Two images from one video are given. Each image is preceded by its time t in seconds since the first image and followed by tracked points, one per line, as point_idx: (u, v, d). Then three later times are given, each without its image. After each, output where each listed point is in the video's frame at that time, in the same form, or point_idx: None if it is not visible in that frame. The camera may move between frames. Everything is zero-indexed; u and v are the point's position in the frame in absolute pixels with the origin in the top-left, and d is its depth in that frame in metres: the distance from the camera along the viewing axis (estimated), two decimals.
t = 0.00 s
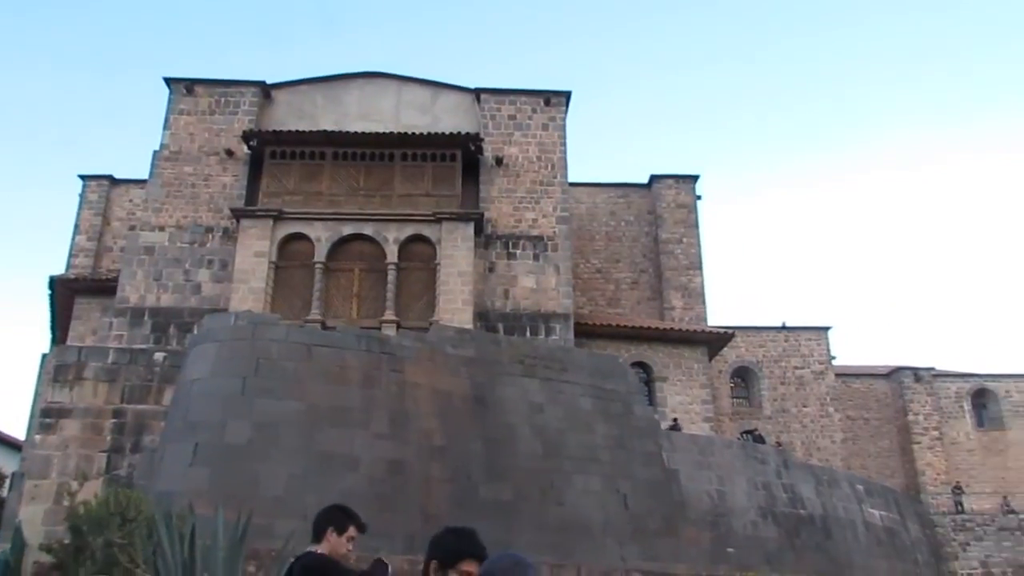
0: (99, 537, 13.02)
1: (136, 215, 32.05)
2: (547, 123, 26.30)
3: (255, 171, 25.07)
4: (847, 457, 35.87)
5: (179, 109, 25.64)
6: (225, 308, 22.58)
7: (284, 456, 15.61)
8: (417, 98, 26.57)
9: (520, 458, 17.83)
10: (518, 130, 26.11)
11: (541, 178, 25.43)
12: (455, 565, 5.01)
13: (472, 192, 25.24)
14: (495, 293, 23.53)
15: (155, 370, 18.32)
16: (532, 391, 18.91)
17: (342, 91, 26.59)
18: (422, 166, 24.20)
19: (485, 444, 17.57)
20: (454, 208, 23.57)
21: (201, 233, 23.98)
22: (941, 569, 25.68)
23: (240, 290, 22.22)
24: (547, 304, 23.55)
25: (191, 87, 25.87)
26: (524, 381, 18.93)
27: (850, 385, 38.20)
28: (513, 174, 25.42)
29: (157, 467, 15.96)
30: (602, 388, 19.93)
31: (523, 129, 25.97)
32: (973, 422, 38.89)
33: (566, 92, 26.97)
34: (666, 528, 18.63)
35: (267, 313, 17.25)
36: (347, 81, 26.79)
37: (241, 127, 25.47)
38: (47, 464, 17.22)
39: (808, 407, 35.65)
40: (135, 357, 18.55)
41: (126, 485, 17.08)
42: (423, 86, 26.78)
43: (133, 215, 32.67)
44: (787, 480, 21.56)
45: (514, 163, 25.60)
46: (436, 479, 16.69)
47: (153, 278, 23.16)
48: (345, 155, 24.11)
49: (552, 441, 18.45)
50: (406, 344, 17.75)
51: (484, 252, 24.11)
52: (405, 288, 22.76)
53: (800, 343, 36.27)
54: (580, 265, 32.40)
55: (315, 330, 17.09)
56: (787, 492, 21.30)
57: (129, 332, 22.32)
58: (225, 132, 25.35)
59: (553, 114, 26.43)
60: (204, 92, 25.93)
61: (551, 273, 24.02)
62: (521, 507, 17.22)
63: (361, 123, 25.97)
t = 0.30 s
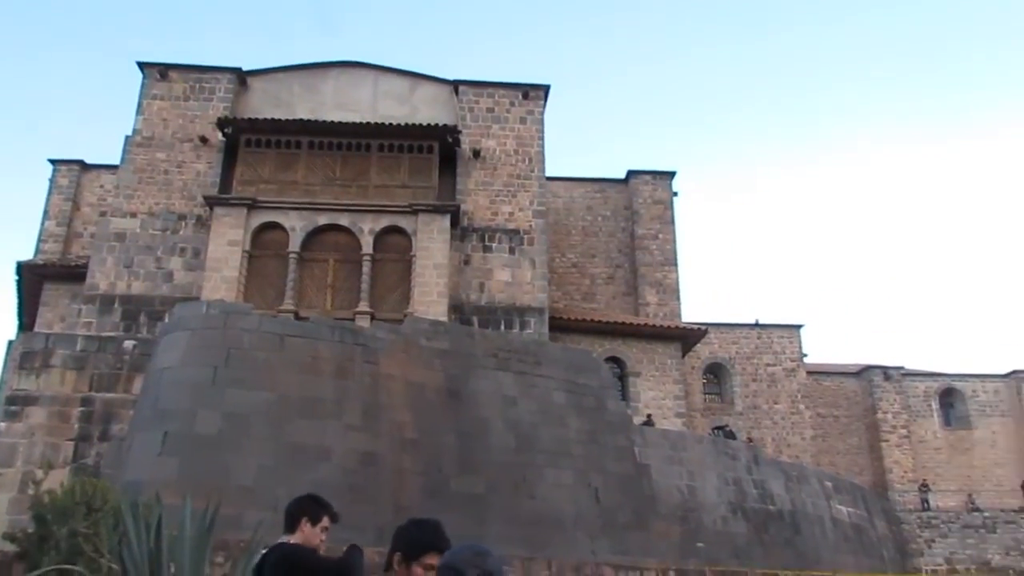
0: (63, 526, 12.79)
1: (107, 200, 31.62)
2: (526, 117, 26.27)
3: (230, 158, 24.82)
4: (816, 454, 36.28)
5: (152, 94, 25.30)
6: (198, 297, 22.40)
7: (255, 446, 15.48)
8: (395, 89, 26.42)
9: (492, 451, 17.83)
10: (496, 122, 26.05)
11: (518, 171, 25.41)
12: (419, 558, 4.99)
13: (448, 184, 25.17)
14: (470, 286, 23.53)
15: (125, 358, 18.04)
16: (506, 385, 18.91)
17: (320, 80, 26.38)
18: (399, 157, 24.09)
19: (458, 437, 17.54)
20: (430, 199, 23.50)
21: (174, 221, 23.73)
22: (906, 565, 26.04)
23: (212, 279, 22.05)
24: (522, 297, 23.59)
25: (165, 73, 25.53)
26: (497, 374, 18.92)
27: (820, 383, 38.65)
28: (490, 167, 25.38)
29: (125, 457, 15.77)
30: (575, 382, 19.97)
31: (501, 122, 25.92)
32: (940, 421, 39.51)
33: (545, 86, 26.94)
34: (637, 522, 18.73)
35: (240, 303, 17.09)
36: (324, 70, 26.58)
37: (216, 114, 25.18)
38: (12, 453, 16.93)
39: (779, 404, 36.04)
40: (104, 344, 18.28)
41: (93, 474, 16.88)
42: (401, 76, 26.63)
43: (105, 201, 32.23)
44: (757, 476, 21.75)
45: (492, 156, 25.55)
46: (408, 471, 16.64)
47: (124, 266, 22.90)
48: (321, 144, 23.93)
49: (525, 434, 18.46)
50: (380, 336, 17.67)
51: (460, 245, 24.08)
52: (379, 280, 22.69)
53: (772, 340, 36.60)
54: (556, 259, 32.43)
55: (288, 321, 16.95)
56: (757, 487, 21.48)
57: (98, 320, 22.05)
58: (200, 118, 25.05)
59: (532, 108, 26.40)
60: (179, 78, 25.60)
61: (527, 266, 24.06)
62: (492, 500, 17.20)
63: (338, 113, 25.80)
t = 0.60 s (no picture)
0: (28, 520, 12.36)
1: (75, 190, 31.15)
2: (501, 110, 26.21)
3: (201, 148, 24.54)
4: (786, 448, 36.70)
5: (122, 82, 24.91)
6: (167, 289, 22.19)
7: (225, 438, 15.34)
8: (370, 80, 26.25)
9: (465, 444, 17.82)
10: (471, 115, 25.97)
11: (493, 164, 25.37)
12: (382, 553, 4.97)
13: (423, 177, 25.08)
14: (444, 279, 23.50)
15: (92, 350, 17.75)
16: (479, 378, 18.89)
17: (294, 71, 26.15)
18: (373, 149, 23.95)
19: (431, 430, 17.49)
20: (404, 192, 23.40)
21: (144, 211, 23.45)
22: (873, 558, 26.41)
23: (183, 270, 21.84)
24: (496, 291, 23.61)
25: (135, 60, 25.15)
26: (470, 367, 18.90)
27: (791, 378, 39.10)
28: (465, 160, 25.31)
29: (92, 449, 15.55)
30: (548, 376, 19.99)
31: (476, 115, 25.85)
32: (907, 416, 40.09)
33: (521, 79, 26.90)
34: (609, 515, 18.81)
35: (210, 295, 16.92)
36: (298, 60, 26.34)
37: (188, 103, 24.87)
38: None
39: (750, 399, 36.30)
40: (71, 336, 17.90)
41: (59, 468, 16.63)
42: (377, 68, 26.46)
43: (72, 190, 31.75)
44: (727, 470, 21.91)
45: (467, 149, 25.49)
46: (380, 465, 16.58)
47: (92, 256, 22.61)
48: (294, 135, 23.73)
49: (498, 428, 18.47)
50: (352, 329, 17.58)
51: (435, 238, 24.02)
52: (353, 272, 22.60)
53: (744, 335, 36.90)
54: (530, 253, 32.46)
55: (260, 313, 16.82)
56: (727, 481, 21.66)
57: (65, 311, 21.75)
58: (171, 107, 24.73)
59: (507, 101, 26.34)
60: (149, 66, 25.25)
61: (501, 260, 24.07)
62: (464, 493, 17.17)
63: (312, 104, 25.59)
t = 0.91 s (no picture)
0: None
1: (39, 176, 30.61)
2: (475, 103, 26.15)
3: (170, 136, 24.22)
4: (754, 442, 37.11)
5: (89, 67, 24.49)
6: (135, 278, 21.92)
7: (193, 430, 15.18)
8: (344, 70, 26.06)
9: (436, 437, 17.79)
10: (445, 107, 25.88)
11: (466, 157, 25.31)
12: (343, 546, 4.95)
13: (396, 169, 24.96)
14: (416, 272, 23.44)
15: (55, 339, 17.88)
16: (449, 371, 18.86)
17: (266, 59, 25.89)
18: (345, 140, 23.78)
19: (401, 423, 17.43)
20: (377, 183, 23.27)
21: (111, 199, 23.13)
22: (838, 551, 26.79)
23: (151, 259, 21.57)
24: (468, 284, 23.61)
25: (103, 45, 24.74)
26: (441, 360, 18.87)
27: (760, 373, 39.57)
28: (438, 152, 25.23)
29: (55, 441, 15.30)
30: (519, 369, 20.00)
31: (449, 107, 25.76)
32: (873, 411, 40.70)
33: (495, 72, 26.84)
34: (578, 509, 18.89)
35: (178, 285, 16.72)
36: (271, 48, 26.07)
37: (157, 90, 24.52)
38: None
39: (720, 393, 36.61)
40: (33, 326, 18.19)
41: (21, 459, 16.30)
42: (350, 58, 26.27)
43: (37, 176, 31.20)
44: (696, 464, 22.09)
45: (440, 141, 25.40)
46: (351, 457, 16.51)
47: (58, 244, 22.25)
48: (266, 125, 23.50)
49: (469, 421, 18.47)
50: (323, 321, 17.46)
51: (407, 230, 23.94)
52: (324, 264, 22.44)
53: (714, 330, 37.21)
54: (502, 246, 32.47)
55: (229, 304, 16.66)
56: (696, 475, 21.84)
57: (29, 299, 21.29)
58: (140, 94, 24.37)
59: (481, 94, 26.28)
60: (117, 51, 24.85)
61: (473, 253, 24.07)
62: (434, 486, 17.15)
63: (284, 93, 25.35)
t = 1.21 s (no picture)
0: None
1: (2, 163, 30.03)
2: (448, 95, 26.04)
3: (138, 125, 23.87)
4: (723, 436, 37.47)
5: (55, 53, 24.04)
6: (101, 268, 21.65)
7: (160, 423, 14.98)
8: (316, 61, 25.82)
9: (407, 430, 17.72)
10: (418, 99, 25.75)
11: (439, 150, 25.22)
12: (306, 538, 4.92)
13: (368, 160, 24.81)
14: (387, 264, 23.35)
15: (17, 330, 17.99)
16: (421, 364, 18.77)
17: (237, 48, 25.58)
18: (317, 130, 23.56)
19: (372, 416, 17.34)
20: (348, 175, 23.10)
21: (76, 188, 22.79)
22: (803, 543, 27.15)
23: (118, 249, 21.29)
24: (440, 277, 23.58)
25: (69, 31, 24.28)
26: (413, 353, 18.78)
27: (730, 367, 40.01)
28: (411, 144, 25.11)
29: (18, 433, 15.01)
30: (491, 363, 19.98)
31: (423, 99, 25.64)
32: (841, 405, 41.24)
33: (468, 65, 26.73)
34: (549, 502, 18.94)
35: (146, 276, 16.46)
36: (241, 37, 25.76)
37: (124, 78, 24.14)
38: None
39: (689, 387, 36.92)
40: None
41: None
42: (322, 48, 26.03)
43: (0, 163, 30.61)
44: (665, 457, 22.25)
45: (413, 133, 25.28)
46: (321, 450, 16.40)
47: (22, 234, 21.92)
48: (236, 115, 23.22)
49: (440, 414, 18.42)
50: (293, 313, 17.30)
51: (379, 223, 23.82)
52: (295, 256, 22.26)
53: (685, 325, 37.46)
54: (475, 239, 32.41)
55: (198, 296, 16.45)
56: (665, 468, 21.99)
57: None
58: (107, 82, 23.98)
59: (455, 86, 26.18)
60: (84, 38, 24.42)
61: (445, 246, 24.03)
62: (405, 479, 17.09)
63: (255, 83, 25.08)
